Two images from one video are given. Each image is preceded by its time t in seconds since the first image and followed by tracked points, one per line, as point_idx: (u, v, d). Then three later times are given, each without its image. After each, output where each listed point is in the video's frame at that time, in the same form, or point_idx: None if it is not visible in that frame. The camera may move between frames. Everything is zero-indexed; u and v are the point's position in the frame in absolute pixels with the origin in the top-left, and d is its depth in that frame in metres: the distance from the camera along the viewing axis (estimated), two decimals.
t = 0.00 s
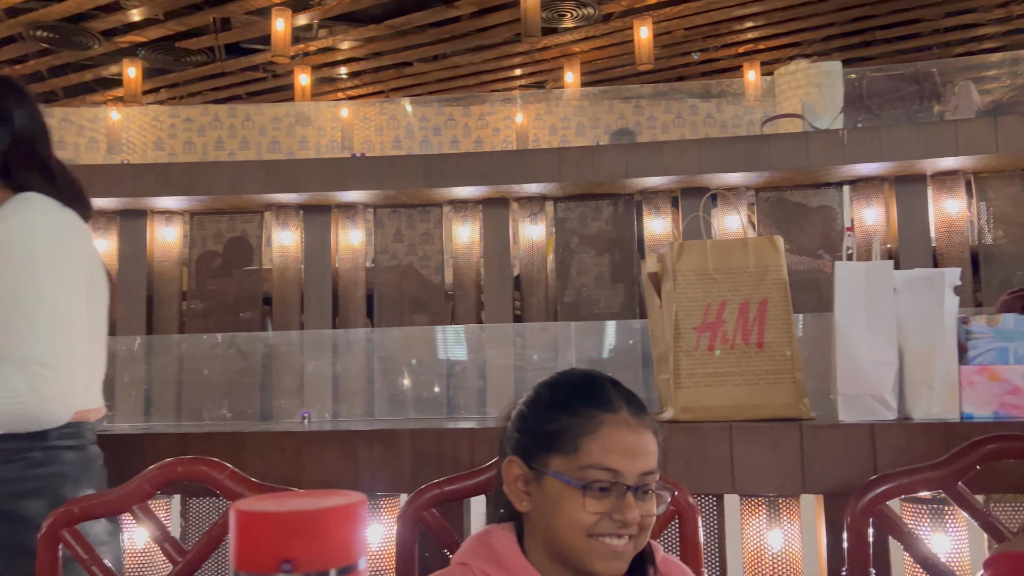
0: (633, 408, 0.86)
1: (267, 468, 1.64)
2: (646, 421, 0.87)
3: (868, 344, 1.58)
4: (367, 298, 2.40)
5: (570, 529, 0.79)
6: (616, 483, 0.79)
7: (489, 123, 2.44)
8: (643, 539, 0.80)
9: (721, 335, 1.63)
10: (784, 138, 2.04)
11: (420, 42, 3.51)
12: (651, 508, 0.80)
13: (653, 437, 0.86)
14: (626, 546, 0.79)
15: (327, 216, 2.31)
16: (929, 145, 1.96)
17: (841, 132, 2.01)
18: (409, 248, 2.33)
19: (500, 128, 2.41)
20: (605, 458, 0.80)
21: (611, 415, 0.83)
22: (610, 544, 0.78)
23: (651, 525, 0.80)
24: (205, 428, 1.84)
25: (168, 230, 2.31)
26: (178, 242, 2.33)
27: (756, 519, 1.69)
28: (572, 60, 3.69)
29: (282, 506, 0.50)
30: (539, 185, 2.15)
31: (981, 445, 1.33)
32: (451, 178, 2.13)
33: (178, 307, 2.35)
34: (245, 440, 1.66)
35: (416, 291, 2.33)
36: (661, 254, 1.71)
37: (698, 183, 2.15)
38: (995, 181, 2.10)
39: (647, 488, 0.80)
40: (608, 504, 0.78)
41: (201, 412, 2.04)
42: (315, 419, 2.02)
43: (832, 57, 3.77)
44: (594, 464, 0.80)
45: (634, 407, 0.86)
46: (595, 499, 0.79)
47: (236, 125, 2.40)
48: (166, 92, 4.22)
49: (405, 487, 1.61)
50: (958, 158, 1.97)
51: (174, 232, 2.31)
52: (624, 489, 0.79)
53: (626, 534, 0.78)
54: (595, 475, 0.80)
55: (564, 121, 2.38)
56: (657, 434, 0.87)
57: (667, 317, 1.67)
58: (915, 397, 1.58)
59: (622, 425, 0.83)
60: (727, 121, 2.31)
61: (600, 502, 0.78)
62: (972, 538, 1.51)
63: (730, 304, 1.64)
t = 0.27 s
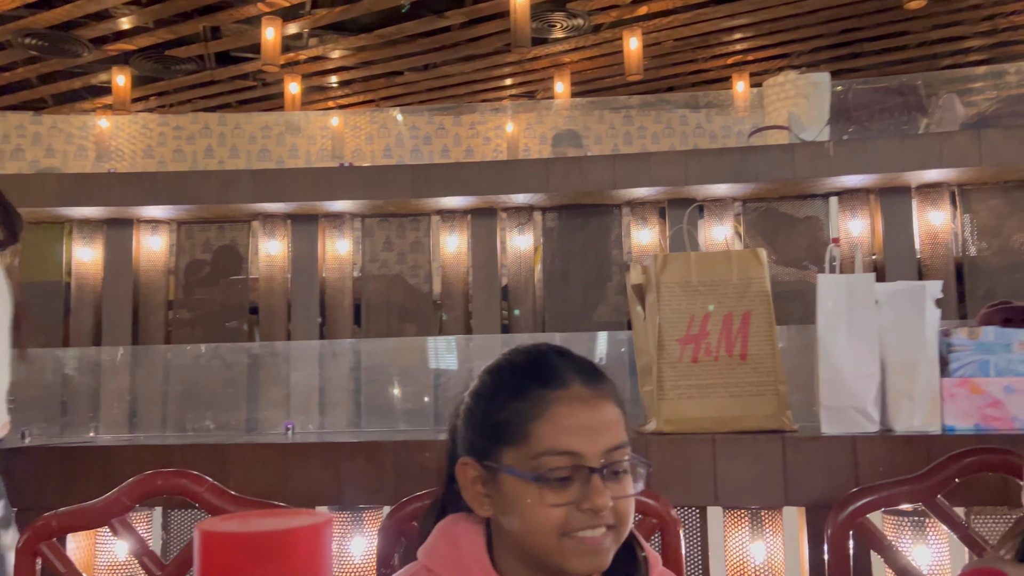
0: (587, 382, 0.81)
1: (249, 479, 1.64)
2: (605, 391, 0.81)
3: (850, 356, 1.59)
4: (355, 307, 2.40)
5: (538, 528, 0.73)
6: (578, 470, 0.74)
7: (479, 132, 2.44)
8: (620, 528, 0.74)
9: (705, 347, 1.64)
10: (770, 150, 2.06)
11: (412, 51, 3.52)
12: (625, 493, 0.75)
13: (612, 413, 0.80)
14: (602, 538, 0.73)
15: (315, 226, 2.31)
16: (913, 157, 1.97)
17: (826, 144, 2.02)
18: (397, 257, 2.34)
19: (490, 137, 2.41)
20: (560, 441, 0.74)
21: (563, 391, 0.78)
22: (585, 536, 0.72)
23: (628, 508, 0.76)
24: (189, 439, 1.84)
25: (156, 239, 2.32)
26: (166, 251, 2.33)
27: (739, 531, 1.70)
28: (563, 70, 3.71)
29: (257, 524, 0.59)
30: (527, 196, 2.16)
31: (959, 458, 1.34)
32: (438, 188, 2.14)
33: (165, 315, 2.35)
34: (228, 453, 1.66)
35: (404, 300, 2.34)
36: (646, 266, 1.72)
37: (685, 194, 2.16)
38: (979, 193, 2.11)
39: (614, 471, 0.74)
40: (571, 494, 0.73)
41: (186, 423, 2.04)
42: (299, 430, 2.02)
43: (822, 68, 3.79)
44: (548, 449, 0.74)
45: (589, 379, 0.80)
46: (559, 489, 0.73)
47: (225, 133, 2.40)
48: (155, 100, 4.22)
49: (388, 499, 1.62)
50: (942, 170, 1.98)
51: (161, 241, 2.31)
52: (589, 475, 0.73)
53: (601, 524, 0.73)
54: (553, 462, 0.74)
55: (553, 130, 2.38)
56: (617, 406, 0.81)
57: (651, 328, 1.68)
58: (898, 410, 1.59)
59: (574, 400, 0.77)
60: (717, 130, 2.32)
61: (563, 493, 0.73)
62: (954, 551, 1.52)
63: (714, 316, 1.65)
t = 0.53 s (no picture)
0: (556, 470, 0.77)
1: (268, 490, 1.66)
2: (581, 476, 0.77)
3: (866, 370, 1.58)
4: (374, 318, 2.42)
5: None
6: (533, 561, 0.74)
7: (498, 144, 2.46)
8: None
9: (720, 361, 1.64)
10: (787, 162, 2.05)
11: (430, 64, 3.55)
12: None
13: (584, 497, 0.76)
14: None
15: (335, 237, 2.34)
16: (932, 168, 1.96)
17: (843, 156, 2.02)
18: (414, 269, 2.36)
19: (508, 148, 2.42)
20: (510, 533, 0.74)
21: (519, 485, 0.76)
22: None
23: None
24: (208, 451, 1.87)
25: (178, 252, 2.36)
26: (188, 263, 2.37)
27: (756, 545, 1.69)
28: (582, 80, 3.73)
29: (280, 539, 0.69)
30: (543, 208, 2.18)
31: (977, 473, 1.33)
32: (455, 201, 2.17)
33: (186, 326, 2.39)
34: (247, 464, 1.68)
35: (421, 311, 2.37)
36: (662, 279, 1.72)
37: (702, 205, 2.17)
38: (1001, 204, 2.09)
39: (575, 558, 0.74)
40: None
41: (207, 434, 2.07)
42: (318, 441, 2.05)
43: (842, 77, 3.77)
44: (500, 542, 0.74)
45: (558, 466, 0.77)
46: None
47: (247, 146, 2.44)
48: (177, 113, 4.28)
49: (404, 511, 1.63)
50: (962, 181, 1.97)
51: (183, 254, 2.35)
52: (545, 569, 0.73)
53: None
54: (510, 551, 0.74)
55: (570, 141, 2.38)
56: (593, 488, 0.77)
57: (666, 342, 1.68)
58: (915, 424, 1.58)
59: (529, 494, 0.75)
60: (737, 142, 2.30)
61: None
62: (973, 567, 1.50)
63: (729, 330, 1.65)
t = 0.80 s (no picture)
0: (671, 447, 0.94)
1: (399, 493, 1.72)
2: (694, 454, 0.94)
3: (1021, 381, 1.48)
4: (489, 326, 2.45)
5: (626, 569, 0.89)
6: (650, 523, 0.89)
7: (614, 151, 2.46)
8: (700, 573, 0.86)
9: (858, 371, 1.57)
10: (920, 163, 1.96)
11: (536, 74, 3.59)
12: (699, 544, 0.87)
13: (694, 472, 0.92)
14: None
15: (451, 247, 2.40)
16: None
17: (983, 154, 1.90)
18: (528, 277, 2.38)
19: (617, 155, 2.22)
20: (630, 498, 0.90)
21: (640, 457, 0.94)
22: None
23: (705, 559, 0.87)
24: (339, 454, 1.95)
25: (305, 262, 2.47)
26: (314, 273, 2.48)
27: (897, 564, 1.65)
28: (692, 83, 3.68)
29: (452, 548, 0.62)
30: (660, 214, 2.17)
31: None
32: (571, 209, 2.21)
33: (313, 334, 2.50)
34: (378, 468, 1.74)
35: (536, 319, 2.38)
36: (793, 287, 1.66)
37: (827, 209, 2.09)
38: None
39: (684, 522, 0.88)
40: (640, 539, 0.88)
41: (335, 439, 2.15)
42: (443, 446, 2.08)
43: (968, 71, 3.55)
44: (622, 504, 0.91)
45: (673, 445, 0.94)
46: (631, 535, 0.89)
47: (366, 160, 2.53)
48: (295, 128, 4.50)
49: (531, 518, 1.64)
50: None
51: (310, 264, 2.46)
52: (655, 528, 0.88)
53: (668, 568, 0.86)
54: (628, 512, 0.90)
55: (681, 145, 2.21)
56: (705, 465, 0.93)
57: (800, 351, 1.63)
58: None
59: (646, 465, 0.92)
60: (856, 142, 2.06)
61: (635, 538, 0.88)
62: None
63: (868, 339, 1.57)
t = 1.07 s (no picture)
0: (854, 437, 1.05)
1: (554, 488, 1.73)
2: (874, 446, 1.03)
3: None
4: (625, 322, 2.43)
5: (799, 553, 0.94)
6: (830, 510, 0.95)
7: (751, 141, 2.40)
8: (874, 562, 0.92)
9: None
10: None
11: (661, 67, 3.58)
12: (875, 534, 0.93)
13: (877, 463, 1.01)
14: (850, 565, 0.91)
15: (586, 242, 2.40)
16: None
17: None
18: (665, 271, 2.36)
19: (750, 143, 2.18)
20: (811, 485, 0.98)
21: (824, 445, 1.04)
22: (835, 562, 0.91)
23: (885, 548, 0.93)
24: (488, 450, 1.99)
25: (444, 261, 2.53)
26: (452, 272, 2.53)
27: None
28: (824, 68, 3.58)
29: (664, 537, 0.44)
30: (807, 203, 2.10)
31: None
32: (710, 201, 2.15)
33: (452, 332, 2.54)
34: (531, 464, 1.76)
35: (675, 314, 2.34)
36: (969, 275, 1.56)
37: (992, 191, 1.98)
38: None
39: (867, 513, 0.94)
40: (820, 525, 0.94)
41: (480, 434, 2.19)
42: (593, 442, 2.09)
43: None
44: (804, 492, 0.98)
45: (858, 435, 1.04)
46: (810, 521, 0.94)
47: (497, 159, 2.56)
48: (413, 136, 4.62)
49: (690, 516, 1.62)
50: None
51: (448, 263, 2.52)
52: (838, 515, 0.94)
53: (849, 555, 0.91)
54: (807, 498, 0.97)
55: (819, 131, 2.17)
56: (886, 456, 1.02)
57: (978, 344, 1.53)
58: None
59: (830, 454, 1.02)
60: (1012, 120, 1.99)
61: (814, 524, 0.94)
62: None
63: None
